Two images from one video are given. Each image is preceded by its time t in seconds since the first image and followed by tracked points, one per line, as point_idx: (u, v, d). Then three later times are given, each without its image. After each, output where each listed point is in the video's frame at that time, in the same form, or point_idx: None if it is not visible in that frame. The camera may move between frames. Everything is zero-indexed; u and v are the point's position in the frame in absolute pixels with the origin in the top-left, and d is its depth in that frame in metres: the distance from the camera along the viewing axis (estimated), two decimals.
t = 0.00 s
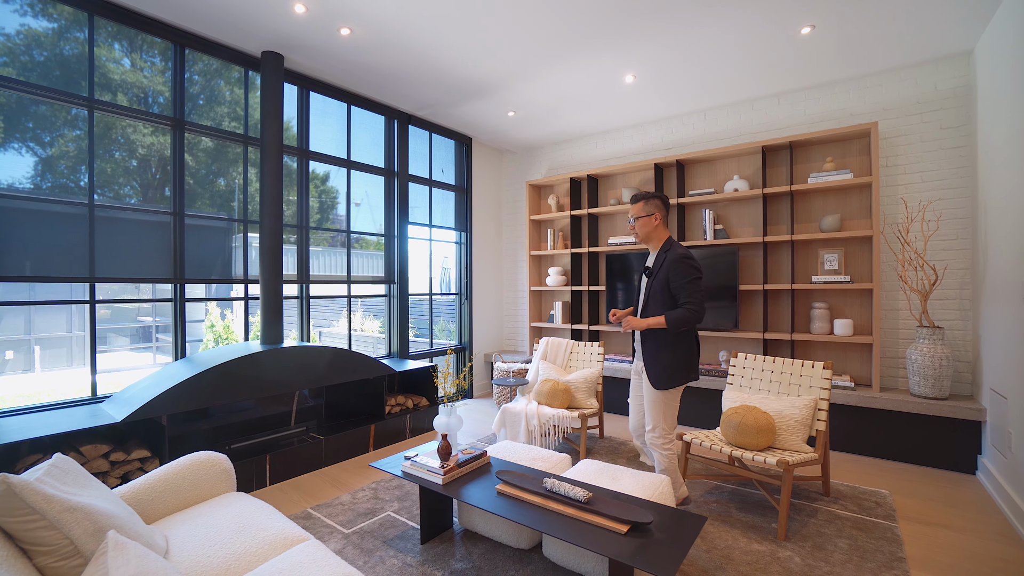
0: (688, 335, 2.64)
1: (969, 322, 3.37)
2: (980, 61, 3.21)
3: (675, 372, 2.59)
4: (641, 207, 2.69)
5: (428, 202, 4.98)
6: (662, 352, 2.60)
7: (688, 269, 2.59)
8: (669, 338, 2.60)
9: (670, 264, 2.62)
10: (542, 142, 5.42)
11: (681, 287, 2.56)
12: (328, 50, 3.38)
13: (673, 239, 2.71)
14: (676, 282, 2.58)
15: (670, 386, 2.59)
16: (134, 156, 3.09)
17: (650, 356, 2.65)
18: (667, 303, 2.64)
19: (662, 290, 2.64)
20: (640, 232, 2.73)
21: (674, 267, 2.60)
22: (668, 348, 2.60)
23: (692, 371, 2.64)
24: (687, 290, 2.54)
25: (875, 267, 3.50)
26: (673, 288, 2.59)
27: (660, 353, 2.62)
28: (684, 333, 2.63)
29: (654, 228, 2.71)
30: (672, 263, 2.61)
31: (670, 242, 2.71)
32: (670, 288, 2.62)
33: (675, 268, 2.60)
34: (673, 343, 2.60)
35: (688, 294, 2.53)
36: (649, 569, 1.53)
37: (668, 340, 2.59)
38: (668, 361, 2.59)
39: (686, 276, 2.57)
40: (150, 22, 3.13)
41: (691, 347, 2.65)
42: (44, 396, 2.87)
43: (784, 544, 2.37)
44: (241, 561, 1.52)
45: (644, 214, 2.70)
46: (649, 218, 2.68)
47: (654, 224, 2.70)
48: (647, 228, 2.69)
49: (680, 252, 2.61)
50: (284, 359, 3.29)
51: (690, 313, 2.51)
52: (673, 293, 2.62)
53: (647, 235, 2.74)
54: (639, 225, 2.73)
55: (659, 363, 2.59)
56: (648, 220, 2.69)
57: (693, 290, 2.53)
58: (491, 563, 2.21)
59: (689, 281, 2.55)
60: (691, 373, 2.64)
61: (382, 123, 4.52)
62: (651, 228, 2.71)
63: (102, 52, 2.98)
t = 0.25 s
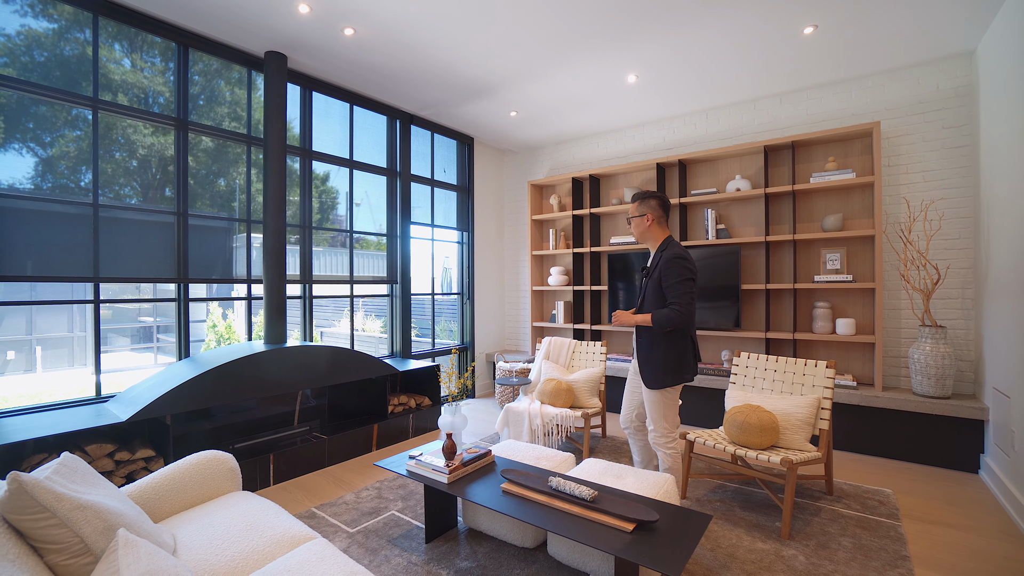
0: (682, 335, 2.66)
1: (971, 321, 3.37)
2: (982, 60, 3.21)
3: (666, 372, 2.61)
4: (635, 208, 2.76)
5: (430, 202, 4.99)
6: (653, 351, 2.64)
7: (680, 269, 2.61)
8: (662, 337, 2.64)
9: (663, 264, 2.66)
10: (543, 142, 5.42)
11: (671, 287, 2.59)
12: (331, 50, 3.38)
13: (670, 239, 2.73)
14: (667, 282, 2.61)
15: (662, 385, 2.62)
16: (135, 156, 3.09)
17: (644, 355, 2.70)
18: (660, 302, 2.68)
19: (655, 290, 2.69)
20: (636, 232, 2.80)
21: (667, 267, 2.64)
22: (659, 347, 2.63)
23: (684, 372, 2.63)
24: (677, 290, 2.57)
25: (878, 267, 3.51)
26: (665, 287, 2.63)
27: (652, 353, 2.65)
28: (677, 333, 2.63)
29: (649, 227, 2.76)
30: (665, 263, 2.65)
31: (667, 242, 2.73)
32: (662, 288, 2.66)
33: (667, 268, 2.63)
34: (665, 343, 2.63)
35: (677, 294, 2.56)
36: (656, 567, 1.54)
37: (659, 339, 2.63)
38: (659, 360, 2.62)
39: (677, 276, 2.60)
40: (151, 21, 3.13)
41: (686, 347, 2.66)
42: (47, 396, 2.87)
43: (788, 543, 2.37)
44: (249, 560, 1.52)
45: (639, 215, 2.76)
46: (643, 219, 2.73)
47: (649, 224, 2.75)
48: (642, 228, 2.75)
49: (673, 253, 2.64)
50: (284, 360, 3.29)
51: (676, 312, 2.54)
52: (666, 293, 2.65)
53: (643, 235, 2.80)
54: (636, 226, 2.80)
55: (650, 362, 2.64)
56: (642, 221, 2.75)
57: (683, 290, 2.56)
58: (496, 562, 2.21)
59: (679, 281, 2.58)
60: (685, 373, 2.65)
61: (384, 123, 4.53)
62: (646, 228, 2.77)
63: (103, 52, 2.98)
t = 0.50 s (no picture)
0: (679, 335, 2.66)
1: (974, 321, 3.37)
2: (985, 60, 3.21)
3: (663, 371, 2.61)
4: (631, 209, 2.80)
5: (431, 202, 4.98)
6: (649, 349, 2.65)
7: (674, 268, 2.63)
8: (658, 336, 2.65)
9: (658, 263, 2.68)
10: (545, 142, 5.42)
11: (665, 286, 2.60)
12: (333, 49, 3.38)
13: (665, 239, 2.75)
14: (662, 281, 2.63)
15: (658, 384, 2.62)
16: (135, 156, 3.08)
17: (640, 354, 2.71)
18: (655, 302, 2.69)
19: (650, 288, 2.71)
20: (632, 233, 2.85)
21: (661, 266, 2.66)
22: (654, 346, 2.64)
23: (680, 372, 2.63)
24: (671, 289, 2.58)
25: (880, 267, 3.51)
26: (659, 286, 2.65)
27: (649, 352, 2.66)
28: (672, 332, 2.63)
29: (644, 228, 2.80)
30: (660, 262, 2.67)
31: (662, 241, 2.75)
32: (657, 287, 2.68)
33: (661, 268, 2.65)
34: (661, 342, 2.64)
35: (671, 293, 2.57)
36: (661, 568, 1.53)
37: (655, 338, 2.64)
38: (656, 359, 2.63)
39: (671, 275, 2.61)
40: (153, 20, 3.13)
41: (682, 346, 2.66)
42: (48, 396, 2.87)
43: (792, 543, 2.37)
44: (254, 561, 1.52)
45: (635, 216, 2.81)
46: (638, 220, 2.78)
47: (644, 224, 2.79)
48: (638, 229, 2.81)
49: (668, 252, 2.66)
50: (285, 360, 3.28)
51: (669, 311, 2.54)
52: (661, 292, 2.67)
53: (639, 235, 2.86)
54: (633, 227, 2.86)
55: (647, 361, 2.65)
56: (637, 222, 2.79)
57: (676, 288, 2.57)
58: (499, 563, 2.21)
59: (673, 280, 2.59)
60: (683, 372, 2.65)
61: (385, 123, 4.53)
62: (641, 228, 2.81)
63: (104, 53, 2.98)
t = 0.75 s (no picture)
0: (674, 335, 2.65)
1: (979, 322, 3.35)
2: (990, 60, 3.20)
3: (657, 371, 2.61)
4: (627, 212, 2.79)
5: (433, 202, 4.97)
6: (642, 349, 2.64)
7: (669, 269, 2.63)
8: (652, 337, 2.65)
9: (653, 264, 2.68)
10: (547, 142, 5.41)
11: (659, 286, 2.61)
12: (335, 48, 3.36)
13: (660, 241, 2.75)
14: (657, 282, 2.63)
15: (652, 384, 2.61)
16: (135, 156, 3.06)
17: (634, 355, 2.70)
18: (650, 302, 2.69)
19: (644, 289, 2.72)
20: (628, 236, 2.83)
21: (656, 267, 2.66)
22: (648, 346, 2.64)
23: (673, 371, 2.61)
24: (666, 290, 2.59)
25: (884, 267, 3.50)
26: (654, 287, 2.65)
27: (643, 352, 2.65)
28: (666, 332, 2.63)
29: (640, 231, 2.78)
30: (655, 263, 2.67)
31: (658, 243, 2.75)
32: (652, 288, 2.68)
33: (656, 269, 2.66)
34: (655, 342, 2.64)
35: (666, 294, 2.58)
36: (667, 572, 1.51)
37: (650, 338, 2.64)
38: (649, 360, 2.63)
39: (666, 276, 2.62)
40: (153, 19, 3.11)
41: (676, 347, 2.66)
42: (49, 398, 2.85)
43: (797, 546, 2.35)
44: (258, 565, 1.50)
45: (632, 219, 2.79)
46: (635, 223, 2.76)
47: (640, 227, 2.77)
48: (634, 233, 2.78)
49: (663, 253, 2.67)
50: (285, 361, 3.24)
51: (663, 311, 2.55)
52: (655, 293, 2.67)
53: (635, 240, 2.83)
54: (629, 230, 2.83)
55: (641, 361, 2.64)
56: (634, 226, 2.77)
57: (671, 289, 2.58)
58: (503, 565, 2.19)
59: (668, 280, 2.60)
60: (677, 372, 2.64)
61: (387, 122, 4.51)
62: (637, 232, 2.79)
63: (104, 53, 2.96)
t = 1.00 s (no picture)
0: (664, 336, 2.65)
1: (987, 323, 3.33)
2: (998, 59, 3.17)
3: (647, 371, 2.61)
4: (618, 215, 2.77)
5: (435, 202, 4.94)
6: (632, 350, 2.64)
7: (659, 271, 2.62)
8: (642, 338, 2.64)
9: (643, 266, 2.67)
10: (549, 142, 5.38)
11: (650, 288, 2.60)
12: (337, 47, 3.33)
13: (652, 243, 2.74)
14: (647, 284, 2.62)
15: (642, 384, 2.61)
16: (135, 156, 3.03)
17: (624, 355, 2.69)
18: (640, 303, 2.69)
19: (634, 290, 2.70)
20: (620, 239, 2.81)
21: (646, 269, 2.66)
22: (637, 347, 2.63)
23: (663, 371, 2.61)
24: (657, 292, 2.58)
25: (891, 268, 3.47)
26: (644, 289, 2.64)
27: (633, 353, 2.65)
28: (656, 333, 2.63)
29: (632, 234, 2.76)
30: (645, 265, 2.66)
31: (649, 246, 2.74)
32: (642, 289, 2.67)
33: (646, 270, 2.64)
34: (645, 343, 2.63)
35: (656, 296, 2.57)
36: None
37: (640, 339, 2.63)
38: (639, 360, 2.62)
39: (656, 278, 2.61)
40: (154, 17, 3.09)
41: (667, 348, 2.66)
42: (49, 400, 2.83)
43: (807, 550, 2.33)
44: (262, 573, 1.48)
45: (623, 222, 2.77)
46: (626, 225, 2.74)
47: (632, 230, 2.75)
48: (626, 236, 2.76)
49: (653, 256, 2.66)
50: (286, 361, 3.20)
51: (653, 313, 2.55)
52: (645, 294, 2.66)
53: (627, 242, 2.81)
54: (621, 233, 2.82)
55: (631, 362, 2.64)
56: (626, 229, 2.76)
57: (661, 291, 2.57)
58: (510, 570, 2.17)
59: (658, 282, 2.59)
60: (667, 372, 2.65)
61: (389, 122, 4.48)
62: (629, 235, 2.77)
63: (104, 53, 2.93)
